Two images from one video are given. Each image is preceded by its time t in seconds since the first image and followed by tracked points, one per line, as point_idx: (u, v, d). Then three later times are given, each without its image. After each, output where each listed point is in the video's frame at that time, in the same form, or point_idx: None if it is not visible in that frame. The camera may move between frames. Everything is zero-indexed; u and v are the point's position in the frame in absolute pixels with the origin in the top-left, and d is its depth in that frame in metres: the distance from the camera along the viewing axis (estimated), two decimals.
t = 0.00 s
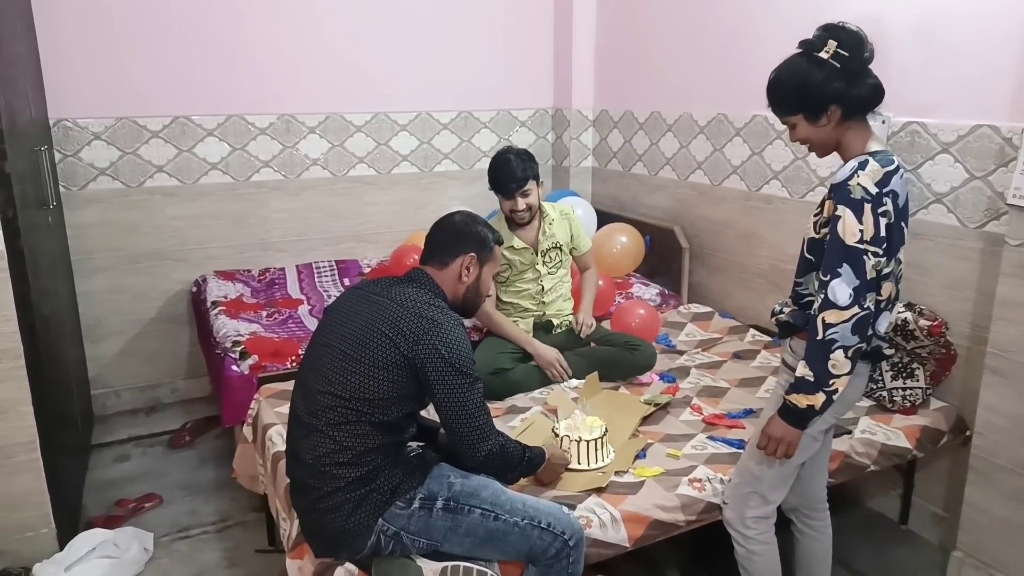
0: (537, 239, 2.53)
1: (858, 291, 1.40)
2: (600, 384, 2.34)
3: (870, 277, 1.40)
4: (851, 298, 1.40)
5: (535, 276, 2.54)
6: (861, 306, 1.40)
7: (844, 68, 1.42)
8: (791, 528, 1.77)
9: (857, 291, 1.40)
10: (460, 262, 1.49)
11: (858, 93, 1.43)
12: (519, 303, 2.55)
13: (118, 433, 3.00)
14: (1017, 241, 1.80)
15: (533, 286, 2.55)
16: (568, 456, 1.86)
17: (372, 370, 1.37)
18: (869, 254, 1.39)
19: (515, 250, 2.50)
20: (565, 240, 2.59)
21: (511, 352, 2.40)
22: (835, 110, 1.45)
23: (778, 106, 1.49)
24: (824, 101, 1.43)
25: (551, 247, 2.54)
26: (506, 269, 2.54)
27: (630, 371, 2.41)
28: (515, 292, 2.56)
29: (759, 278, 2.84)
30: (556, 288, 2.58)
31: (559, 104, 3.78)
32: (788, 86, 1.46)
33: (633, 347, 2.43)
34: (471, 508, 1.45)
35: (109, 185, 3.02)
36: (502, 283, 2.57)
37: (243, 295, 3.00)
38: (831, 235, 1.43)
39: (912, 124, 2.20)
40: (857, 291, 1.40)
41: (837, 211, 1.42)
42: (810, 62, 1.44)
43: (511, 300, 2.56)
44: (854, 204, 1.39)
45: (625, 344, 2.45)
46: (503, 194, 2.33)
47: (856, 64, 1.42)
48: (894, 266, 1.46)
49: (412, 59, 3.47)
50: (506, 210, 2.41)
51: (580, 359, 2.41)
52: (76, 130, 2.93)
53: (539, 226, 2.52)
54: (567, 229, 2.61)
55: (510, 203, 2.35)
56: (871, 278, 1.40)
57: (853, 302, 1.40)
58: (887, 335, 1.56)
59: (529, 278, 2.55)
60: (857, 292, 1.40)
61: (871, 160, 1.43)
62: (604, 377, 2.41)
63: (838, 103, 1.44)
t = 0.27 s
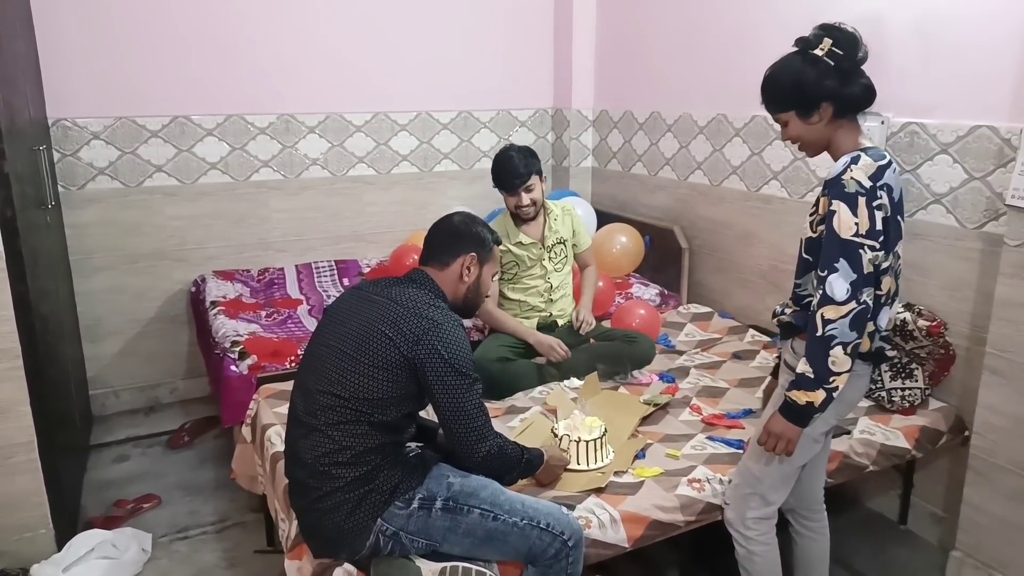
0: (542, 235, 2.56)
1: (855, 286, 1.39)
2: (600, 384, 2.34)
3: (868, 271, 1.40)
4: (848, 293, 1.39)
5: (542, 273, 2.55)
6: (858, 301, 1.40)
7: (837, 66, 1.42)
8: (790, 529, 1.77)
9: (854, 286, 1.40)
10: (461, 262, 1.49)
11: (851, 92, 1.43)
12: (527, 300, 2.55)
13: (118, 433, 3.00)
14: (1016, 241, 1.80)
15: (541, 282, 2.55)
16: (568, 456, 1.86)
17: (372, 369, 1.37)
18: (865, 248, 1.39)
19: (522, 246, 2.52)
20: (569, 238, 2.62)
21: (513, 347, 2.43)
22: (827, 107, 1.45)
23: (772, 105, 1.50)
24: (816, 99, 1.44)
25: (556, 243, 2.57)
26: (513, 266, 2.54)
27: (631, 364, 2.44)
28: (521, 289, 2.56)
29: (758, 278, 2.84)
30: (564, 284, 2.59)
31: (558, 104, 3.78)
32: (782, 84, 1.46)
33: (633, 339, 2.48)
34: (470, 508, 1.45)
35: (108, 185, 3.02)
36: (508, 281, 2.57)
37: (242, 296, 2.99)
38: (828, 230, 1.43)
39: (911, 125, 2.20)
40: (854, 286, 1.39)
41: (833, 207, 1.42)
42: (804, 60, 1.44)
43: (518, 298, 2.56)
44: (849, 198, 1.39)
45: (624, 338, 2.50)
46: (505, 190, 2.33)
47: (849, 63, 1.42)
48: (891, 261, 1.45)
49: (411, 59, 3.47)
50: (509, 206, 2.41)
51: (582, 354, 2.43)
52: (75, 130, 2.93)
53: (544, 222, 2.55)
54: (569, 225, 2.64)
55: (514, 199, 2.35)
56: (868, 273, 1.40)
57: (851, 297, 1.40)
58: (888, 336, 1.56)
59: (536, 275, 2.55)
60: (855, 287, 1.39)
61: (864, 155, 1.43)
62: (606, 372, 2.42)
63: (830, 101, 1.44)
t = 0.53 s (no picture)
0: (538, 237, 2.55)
1: (861, 277, 1.39)
2: (598, 385, 2.34)
3: (872, 261, 1.40)
4: (854, 285, 1.39)
5: (540, 277, 2.55)
6: (864, 292, 1.40)
7: (821, 67, 1.42)
8: (787, 529, 1.77)
9: (859, 278, 1.39)
10: (460, 262, 1.49)
11: (832, 95, 1.43)
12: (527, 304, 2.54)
13: (115, 435, 3.00)
14: (1012, 241, 1.81)
15: (539, 286, 2.55)
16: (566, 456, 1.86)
17: (369, 371, 1.36)
18: (866, 238, 1.39)
19: (520, 250, 2.51)
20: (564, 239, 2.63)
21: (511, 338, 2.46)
22: (808, 107, 1.45)
23: (755, 103, 1.50)
24: (796, 98, 1.44)
25: (553, 245, 2.56)
26: (511, 271, 2.52)
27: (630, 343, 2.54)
28: (520, 294, 2.55)
29: (756, 278, 2.84)
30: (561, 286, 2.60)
31: (556, 105, 3.78)
32: (766, 84, 1.46)
33: (627, 319, 2.58)
34: (468, 509, 1.45)
35: (104, 186, 3.01)
36: (506, 286, 2.55)
37: (239, 297, 2.99)
38: (827, 224, 1.43)
39: (907, 125, 2.21)
40: (859, 277, 1.39)
41: (831, 200, 1.42)
42: (791, 61, 1.45)
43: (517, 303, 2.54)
44: (847, 189, 1.40)
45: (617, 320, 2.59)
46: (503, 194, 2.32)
47: (833, 65, 1.42)
48: (892, 250, 1.46)
49: (408, 59, 3.47)
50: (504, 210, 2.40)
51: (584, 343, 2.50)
52: (71, 131, 2.93)
53: (540, 223, 2.56)
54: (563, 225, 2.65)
55: (508, 201, 2.35)
56: (872, 263, 1.40)
57: (857, 289, 1.39)
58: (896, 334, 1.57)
59: (534, 279, 2.55)
60: (861, 278, 1.39)
61: (852, 150, 1.44)
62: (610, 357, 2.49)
63: (811, 102, 1.44)
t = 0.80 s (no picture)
0: (530, 254, 2.49)
1: (875, 265, 1.39)
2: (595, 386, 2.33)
3: (883, 249, 1.40)
4: (871, 275, 1.39)
5: (531, 292, 2.52)
6: (882, 280, 1.40)
7: (792, 77, 1.46)
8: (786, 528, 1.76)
9: (875, 267, 1.39)
10: (457, 262, 1.49)
11: (801, 105, 1.46)
12: (517, 318, 2.53)
13: (111, 437, 2.99)
14: (1007, 240, 1.81)
15: (530, 301, 2.53)
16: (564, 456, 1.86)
17: (366, 371, 1.36)
18: (874, 227, 1.40)
19: (511, 268, 2.45)
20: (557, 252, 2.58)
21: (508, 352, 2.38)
22: (778, 116, 1.48)
23: (729, 113, 1.53)
24: (767, 108, 1.47)
25: (545, 260, 2.52)
26: (502, 287, 2.50)
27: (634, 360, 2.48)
28: (510, 308, 2.53)
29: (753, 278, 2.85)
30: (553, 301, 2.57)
31: (553, 105, 3.78)
32: (740, 93, 1.50)
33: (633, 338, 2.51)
34: (465, 509, 1.45)
35: (100, 188, 3.00)
36: (496, 300, 2.53)
37: (236, 298, 2.99)
38: (833, 220, 1.42)
39: (902, 124, 2.21)
40: (875, 266, 1.39)
41: (833, 196, 1.43)
42: (764, 72, 1.49)
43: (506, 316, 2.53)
44: (847, 182, 1.42)
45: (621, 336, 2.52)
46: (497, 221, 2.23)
47: (804, 77, 1.46)
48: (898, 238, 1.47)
49: (405, 60, 3.47)
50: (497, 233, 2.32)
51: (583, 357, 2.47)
52: (66, 132, 2.92)
53: (534, 242, 2.49)
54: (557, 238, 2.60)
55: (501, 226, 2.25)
56: (884, 251, 1.40)
57: (874, 279, 1.39)
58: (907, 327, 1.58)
59: (525, 294, 2.52)
60: (876, 267, 1.39)
61: (841, 149, 1.47)
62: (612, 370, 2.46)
63: (781, 111, 1.47)
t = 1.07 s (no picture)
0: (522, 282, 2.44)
1: (879, 261, 1.39)
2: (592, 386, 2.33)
3: (884, 243, 1.41)
4: (877, 271, 1.39)
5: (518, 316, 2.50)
6: (888, 275, 1.40)
7: (771, 91, 1.48)
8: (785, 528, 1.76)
9: (879, 263, 1.39)
10: (455, 261, 1.49)
11: (781, 117, 1.48)
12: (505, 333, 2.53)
13: (109, 436, 2.99)
14: (1005, 241, 1.82)
15: (519, 321, 2.51)
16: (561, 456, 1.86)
17: (363, 369, 1.36)
18: (873, 222, 1.40)
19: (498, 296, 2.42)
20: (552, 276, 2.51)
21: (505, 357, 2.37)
22: (758, 128, 1.50)
23: (711, 122, 1.55)
24: (748, 119, 1.49)
25: (537, 289, 2.47)
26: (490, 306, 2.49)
27: (631, 365, 2.46)
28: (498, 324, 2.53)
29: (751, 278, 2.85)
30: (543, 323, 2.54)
31: (551, 106, 3.79)
32: (721, 103, 1.52)
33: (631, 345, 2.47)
34: (462, 508, 1.45)
35: (98, 187, 3.00)
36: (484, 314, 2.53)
37: (234, 298, 2.99)
38: (832, 221, 1.43)
39: (901, 125, 2.21)
40: (879, 262, 1.39)
41: (827, 198, 1.43)
42: (743, 85, 1.51)
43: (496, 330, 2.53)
44: (840, 182, 1.43)
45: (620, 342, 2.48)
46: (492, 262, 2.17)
47: (785, 90, 1.48)
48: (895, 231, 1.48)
49: (403, 60, 3.47)
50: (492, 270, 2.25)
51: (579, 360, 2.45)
52: (64, 132, 2.92)
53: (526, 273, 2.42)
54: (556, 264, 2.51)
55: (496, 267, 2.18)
56: (886, 245, 1.41)
57: (880, 274, 1.39)
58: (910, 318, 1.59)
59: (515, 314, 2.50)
60: (880, 263, 1.39)
61: (828, 153, 1.49)
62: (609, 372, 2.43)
63: (761, 122, 1.49)
